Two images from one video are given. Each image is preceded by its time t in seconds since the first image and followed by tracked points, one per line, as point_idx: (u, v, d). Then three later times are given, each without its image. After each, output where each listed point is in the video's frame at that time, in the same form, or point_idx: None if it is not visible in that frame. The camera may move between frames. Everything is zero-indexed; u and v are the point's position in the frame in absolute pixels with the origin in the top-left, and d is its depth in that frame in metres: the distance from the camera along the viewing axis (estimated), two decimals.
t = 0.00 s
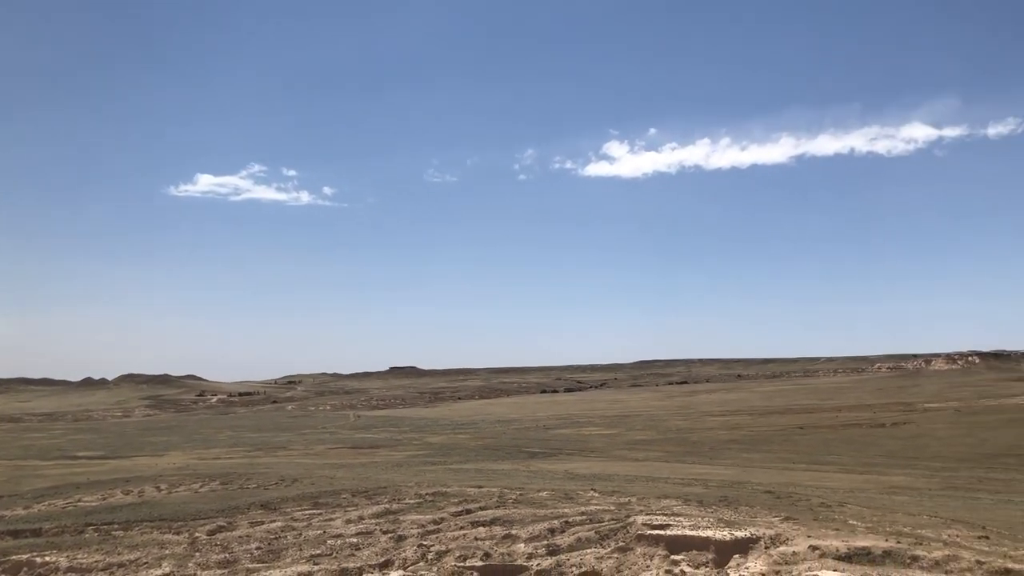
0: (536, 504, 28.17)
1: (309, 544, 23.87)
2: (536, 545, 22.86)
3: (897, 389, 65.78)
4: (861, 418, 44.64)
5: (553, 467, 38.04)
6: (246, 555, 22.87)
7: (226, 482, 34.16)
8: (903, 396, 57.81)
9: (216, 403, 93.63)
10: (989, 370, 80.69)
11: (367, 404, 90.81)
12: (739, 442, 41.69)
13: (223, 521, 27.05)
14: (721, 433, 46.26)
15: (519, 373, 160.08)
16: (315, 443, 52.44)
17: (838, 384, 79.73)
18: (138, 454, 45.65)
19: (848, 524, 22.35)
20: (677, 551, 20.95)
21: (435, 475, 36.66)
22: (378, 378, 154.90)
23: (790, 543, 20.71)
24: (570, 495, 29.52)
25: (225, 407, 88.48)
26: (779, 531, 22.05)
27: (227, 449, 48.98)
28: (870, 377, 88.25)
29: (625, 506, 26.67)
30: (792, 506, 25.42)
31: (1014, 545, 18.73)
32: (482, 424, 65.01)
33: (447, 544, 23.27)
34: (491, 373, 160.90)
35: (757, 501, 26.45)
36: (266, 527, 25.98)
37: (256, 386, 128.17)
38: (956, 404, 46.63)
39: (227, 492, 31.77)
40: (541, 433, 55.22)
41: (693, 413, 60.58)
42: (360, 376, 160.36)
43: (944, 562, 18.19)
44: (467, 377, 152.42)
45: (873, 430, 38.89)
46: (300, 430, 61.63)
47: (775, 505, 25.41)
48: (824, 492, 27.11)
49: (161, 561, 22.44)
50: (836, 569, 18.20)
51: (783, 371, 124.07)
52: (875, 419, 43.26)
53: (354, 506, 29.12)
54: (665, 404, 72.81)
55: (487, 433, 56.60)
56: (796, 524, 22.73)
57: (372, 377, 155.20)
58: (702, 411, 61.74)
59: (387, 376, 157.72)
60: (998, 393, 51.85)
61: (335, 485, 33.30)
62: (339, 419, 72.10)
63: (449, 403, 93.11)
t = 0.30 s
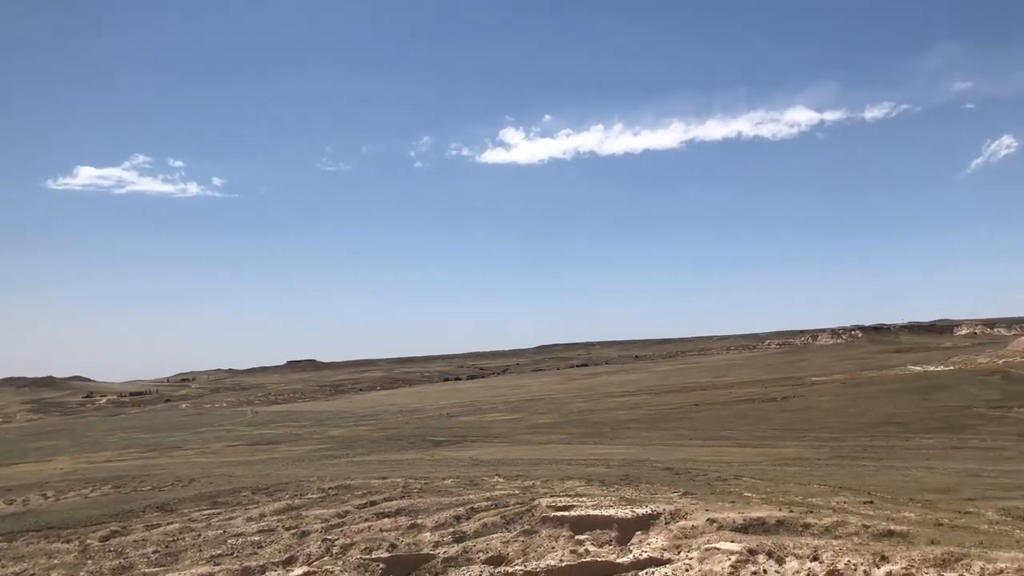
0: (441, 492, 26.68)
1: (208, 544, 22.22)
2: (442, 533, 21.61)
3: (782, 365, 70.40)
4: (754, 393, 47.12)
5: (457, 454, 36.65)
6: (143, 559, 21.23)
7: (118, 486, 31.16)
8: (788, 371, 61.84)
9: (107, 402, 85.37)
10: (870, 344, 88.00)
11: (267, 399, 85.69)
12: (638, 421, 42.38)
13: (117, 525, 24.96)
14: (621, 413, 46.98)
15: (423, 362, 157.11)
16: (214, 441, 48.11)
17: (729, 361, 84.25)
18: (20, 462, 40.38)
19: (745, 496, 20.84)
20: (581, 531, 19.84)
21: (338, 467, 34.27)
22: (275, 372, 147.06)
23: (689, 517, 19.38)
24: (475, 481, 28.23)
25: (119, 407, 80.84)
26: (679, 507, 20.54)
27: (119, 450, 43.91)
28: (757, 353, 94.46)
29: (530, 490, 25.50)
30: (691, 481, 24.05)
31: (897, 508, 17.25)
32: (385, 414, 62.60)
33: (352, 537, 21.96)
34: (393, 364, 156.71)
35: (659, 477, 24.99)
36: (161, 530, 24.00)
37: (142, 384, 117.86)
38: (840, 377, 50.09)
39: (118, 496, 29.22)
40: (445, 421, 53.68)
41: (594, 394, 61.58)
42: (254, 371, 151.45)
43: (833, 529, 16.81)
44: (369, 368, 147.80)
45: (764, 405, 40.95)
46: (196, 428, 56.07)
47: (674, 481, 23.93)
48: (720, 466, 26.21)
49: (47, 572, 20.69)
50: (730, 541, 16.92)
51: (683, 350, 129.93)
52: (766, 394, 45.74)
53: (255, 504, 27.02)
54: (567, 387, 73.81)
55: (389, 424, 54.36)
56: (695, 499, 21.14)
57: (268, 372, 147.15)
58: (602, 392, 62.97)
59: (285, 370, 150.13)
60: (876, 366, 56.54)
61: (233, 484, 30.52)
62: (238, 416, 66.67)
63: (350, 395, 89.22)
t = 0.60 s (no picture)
0: (340, 489, 24.69)
1: (94, 555, 20.38)
2: (340, 530, 20.25)
3: (672, 347, 73.67)
4: (646, 375, 48.81)
5: (355, 449, 34.61)
6: None
7: None
8: (679, 353, 64.73)
9: None
10: (752, 324, 94.38)
11: (154, 400, 78.27)
12: (535, 408, 42.37)
13: None
14: (519, 400, 46.87)
15: (317, 357, 149.88)
16: (97, 446, 42.63)
17: (623, 345, 87.20)
18: None
19: (639, 475, 20.67)
20: (481, 520, 19.00)
21: (231, 467, 31.25)
22: (150, 373, 134.63)
23: (588, 499, 18.60)
24: (375, 475, 26.42)
25: None
26: (577, 489, 19.76)
27: None
28: (649, 337, 98.95)
29: (429, 482, 23.88)
30: (588, 463, 23.86)
31: (783, 481, 17.55)
32: (279, 411, 58.74)
33: (247, 539, 20.36)
34: (286, 360, 148.37)
35: (556, 462, 24.57)
36: (42, 542, 21.80)
37: None
38: (728, 357, 52.93)
39: None
40: (342, 416, 50.84)
41: (492, 383, 61.32)
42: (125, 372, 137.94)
43: (723, 504, 16.47)
44: (258, 365, 139.26)
45: (658, 386, 42.34)
46: (77, 434, 49.55)
47: (572, 465, 23.56)
48: (615, 448, 26.23)
49: None
50: (627, 521, 16.40)
51: (581, 336, 133.17)
52: (657, 375, 47.53)
53: (146, 508, 24.59)
54: (466, 376, 73.18)
55: (284, 421, 50.75)
56: (592, 480, 20.66)
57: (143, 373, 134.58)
58: (500, 380, 62.87)
59: (162, 370, 137.99)
60: (760, 345, 60.43)
61: (125, 489, 27.47)
62: (123, 419, 59.75)
63: (241, 394, 82.99)
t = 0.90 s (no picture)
0: (255, 485, 22.95)
1: None
2: (257, 528, 18.95)
3: (590, 335, 75.02)
4: (563, 363, 49.28)
5: (270, 445, 32.54)
6: None
7: None
8: (596, 341, 65.92)
9: None
10: (665, 311, 97.89)
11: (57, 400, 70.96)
12: (454, 398, 41.73)
13: None
14: (438, 391, 46.01)
15: (226, 352, 141.63)
16: None
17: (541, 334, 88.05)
18: None
19: (558, 462, 20.47)
20: (400, 513, 18.30)
21: (140, 467, 28.58)
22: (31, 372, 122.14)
23: (507, 487, 18.12)
24: (291, 470, 24.73)
25: None
26: (496, 478, 19.11)
27: None
28: (566, 325, 100.62)
29: (347, 476, 22.54)
30: (507, 452, 23.46)
31: (697, 464, 17.83)
32: (190, 408, 54.78)
33: (162, 538, 18.90)
34: (199, 354, 139.65)
35: (475, 452, 24.03)
36: None
37: None
38: (643, 343, 54.40)
39: None
40: (254, 411, 47.94)
41: (410, 375, 60.05)
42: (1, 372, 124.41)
43: (639, 488, 16.38)
44: (158, 361, 129.71)
45: (575, 374, 42.77)
46: None
47: (491, 455, 23.09)
48: (533, 437, 25.93)
49: None
50: (546, 508, 16.08)
51: (501, 325, 133.34)
52: (573, 363, 48.11)
53: (49, 512, 22.42)
54: (384, 368, 71.35)
55: (199, 418, 47.28)
56: (512, 469, 20.25)
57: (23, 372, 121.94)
58: (419, 372, 61.69)
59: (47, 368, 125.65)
60: (672, 332, 62.65)
61: (23, 493, 24.79)
62: (21, 420, 53.92)
63: (150, 391, 77.03)
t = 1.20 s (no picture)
0: (200, 473, 22.03)
1: None
2: (201, 516, 18.28)
3: (540, 320, 75.44)
4: (513, 349, 49.36)
5: (216, 432, 31.35)
6: None
7: None
8: (546, 326, 66.30)
9: None
10: (613, 298, 99.35)
11: None
12: (403, 384, 41.22)
13: None
14: (386, 377, 45.35)
15: (167, 338, 136.01)
16: None
17: (490, 320, 88.04)
18: None
19: (506, 447, 20.37)
20: (349, 499, 17.67)
21: (81, 456, 27.17)
22: None
23: (456, 472, 17.81)
24: (237, 457, 23.81)
25: None
26: (444, 463, 18.81)
27: None
28: (518, 311, 100.97)
29: (294, 463, 21.78)
30: (456, 437, 23.21)
31: (644, 447, 18.02)
32: (131, 394, 52.44)
33: (104, 527, 18.38)
34: (140, 340, 133.83)
35: (424, 437, 23.68)
36: None
37: None
38: (590, 329, 55.03)
39: None
40: (198, 398, 46.13)
41: (359, 361, 58.99)
42: None
43: (587, 472, 16.36)
44: (92, 348, 123.42)
45: (524, 360, 42.80)
46: None
47: (440, 440, 22.80)
48: (482, 422, 25.71)
49: None
50: (494, 493, 15.91)
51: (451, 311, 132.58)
52: (524, 349, 48.26)
53: None
54: (333, 354, 69.91)
55: (142, 404, 45.28)
56: (460, 455, 19.96)
57: None
58: (368, 358, 60.69)
59: None
60: (620, 317, 63.73)
61: None
62: None
63: (88, 378, 73.32)
